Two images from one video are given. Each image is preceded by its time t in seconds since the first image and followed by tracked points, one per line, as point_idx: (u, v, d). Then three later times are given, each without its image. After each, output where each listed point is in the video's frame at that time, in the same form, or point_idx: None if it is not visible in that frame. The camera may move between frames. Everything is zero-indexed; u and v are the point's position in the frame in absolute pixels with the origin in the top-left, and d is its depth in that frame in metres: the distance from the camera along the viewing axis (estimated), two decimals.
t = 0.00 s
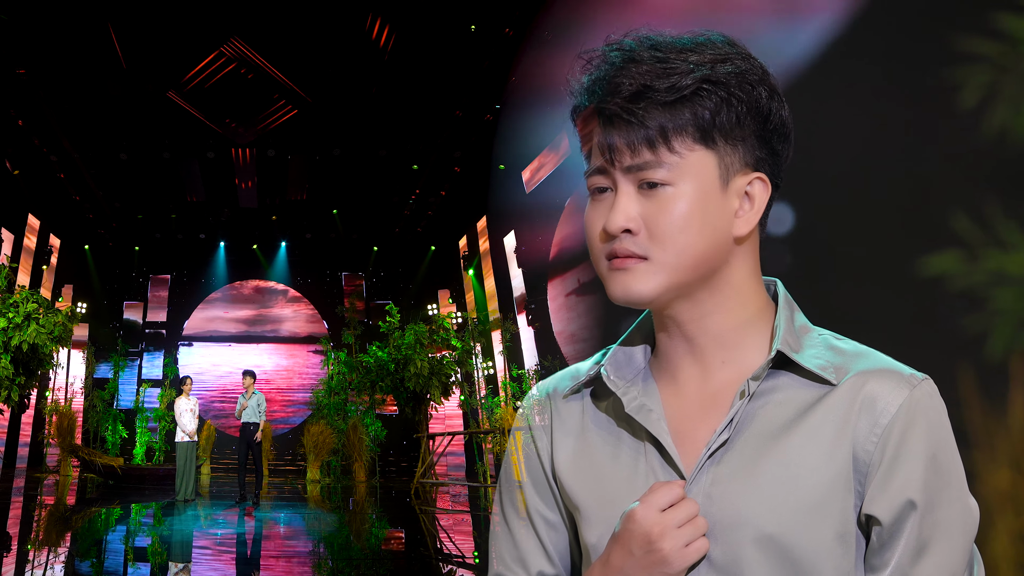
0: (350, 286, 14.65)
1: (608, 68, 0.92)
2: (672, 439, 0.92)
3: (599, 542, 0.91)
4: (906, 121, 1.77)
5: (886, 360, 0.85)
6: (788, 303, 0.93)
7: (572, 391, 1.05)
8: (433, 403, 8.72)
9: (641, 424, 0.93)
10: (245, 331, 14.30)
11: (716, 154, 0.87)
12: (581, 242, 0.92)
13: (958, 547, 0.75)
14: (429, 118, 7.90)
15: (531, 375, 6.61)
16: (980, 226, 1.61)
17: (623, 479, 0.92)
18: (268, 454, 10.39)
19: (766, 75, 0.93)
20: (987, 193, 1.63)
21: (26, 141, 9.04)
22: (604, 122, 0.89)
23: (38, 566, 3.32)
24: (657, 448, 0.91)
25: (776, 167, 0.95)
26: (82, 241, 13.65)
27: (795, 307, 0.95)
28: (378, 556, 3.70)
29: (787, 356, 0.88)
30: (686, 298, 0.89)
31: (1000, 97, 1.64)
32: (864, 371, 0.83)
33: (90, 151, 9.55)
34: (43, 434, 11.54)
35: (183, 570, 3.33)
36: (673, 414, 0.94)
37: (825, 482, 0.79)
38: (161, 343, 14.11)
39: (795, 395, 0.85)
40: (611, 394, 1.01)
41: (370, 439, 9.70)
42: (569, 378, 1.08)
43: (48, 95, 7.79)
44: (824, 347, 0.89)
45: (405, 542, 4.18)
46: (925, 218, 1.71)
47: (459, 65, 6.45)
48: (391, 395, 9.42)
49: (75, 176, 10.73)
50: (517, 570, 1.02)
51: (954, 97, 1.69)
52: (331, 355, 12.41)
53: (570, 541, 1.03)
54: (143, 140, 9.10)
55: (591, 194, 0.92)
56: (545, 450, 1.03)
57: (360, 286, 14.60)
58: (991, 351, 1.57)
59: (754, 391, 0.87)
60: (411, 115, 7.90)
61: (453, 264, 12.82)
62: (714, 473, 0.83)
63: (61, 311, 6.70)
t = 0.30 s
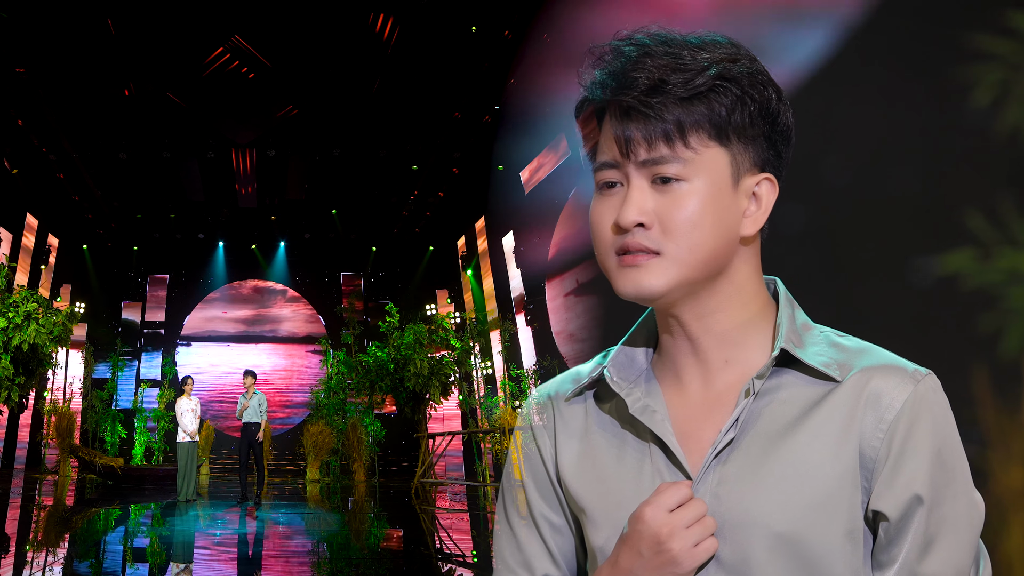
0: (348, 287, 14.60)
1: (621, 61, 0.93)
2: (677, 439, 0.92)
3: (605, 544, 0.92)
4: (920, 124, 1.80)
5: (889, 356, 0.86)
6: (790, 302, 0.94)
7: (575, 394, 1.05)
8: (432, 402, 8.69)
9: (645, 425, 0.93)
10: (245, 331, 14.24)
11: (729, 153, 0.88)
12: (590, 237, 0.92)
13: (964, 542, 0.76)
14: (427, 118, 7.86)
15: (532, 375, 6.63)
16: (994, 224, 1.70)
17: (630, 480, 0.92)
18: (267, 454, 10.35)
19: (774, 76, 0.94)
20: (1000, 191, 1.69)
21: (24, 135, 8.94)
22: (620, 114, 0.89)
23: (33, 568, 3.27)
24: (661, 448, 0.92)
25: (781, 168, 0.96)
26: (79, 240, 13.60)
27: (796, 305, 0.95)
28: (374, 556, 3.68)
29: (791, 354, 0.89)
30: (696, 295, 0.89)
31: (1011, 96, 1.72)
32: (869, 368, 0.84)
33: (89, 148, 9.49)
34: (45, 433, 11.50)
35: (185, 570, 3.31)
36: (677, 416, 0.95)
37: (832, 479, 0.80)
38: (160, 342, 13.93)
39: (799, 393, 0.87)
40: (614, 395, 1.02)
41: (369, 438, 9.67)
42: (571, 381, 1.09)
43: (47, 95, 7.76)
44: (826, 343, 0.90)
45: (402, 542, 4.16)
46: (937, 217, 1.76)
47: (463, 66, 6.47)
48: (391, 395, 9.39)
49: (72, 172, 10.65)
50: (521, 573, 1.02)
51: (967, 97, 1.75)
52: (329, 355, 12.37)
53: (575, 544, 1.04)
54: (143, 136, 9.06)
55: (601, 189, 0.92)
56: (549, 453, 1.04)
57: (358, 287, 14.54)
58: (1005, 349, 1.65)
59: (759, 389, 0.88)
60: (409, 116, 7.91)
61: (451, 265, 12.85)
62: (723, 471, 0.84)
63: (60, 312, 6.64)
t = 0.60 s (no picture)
0: (346, 286, 14.55)
1: (628, 56, 0.94)
2: (674, 440, 0.93)
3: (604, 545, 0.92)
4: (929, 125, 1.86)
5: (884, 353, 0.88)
6: (783, 300, 0.95)
7: (570, 395, 1.05)
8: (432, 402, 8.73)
9: (642, 425, 0.94)
10: (243, 331, 14.27)
11: (733, 151, 0.89)
12: (593, 232, 0.92)
13: (962, 537, 0.78)
14: (426, 117, 7.83)
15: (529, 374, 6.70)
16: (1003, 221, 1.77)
17: (628, 480, 0.93)
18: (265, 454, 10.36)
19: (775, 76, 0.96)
20: (1007, 189, 1.76)
21: (23, 135, 8.87)
22: (627, 108, 0.90)
23: (32, 569, 3.24)
24: (659, 448, 0.92)
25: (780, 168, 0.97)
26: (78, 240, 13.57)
27: (789, 303, 0.97)
28: (373, 555, 3.68)
29: (788, 351, 0.90)
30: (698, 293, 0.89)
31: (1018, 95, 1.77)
32: (865, 364, 0.85)
33: (90, 148, 9.48)
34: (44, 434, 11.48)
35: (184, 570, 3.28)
36: (673, 414, 0.96)
37: (833, 475, 0.81)
38: (158, 342, 13.99)
39: (797, 391, 0.88)
40: (609, 396, 1.02)
41: (368, 439, 9.67)
42: (565, 383, 1.09)
43: (47, 94, 7.72)
44: (822, 341, 0.91)
45: (399, 542, 4.15)
46: (944, 214, 1.83)
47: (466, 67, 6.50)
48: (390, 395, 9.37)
49: (72, 173, 10.60)
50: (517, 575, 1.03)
51: (975, 95, 1.81)
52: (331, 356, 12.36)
53: (570, 545, 1.04)
54: (143, 136, 9.05)
55: (603, 184, 0.92)
56: (545, 455, 1.04)
57: (356, 287, 14.51)
58: (1012, 347, 1.71)
59: (757, 388, 0.89)
60: (405, 116, 7.92)
61: (450, 266, 12.88)
62: (723, 469, 0.85)
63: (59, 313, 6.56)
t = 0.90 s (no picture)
0: (345, 286, 14.44)
1: (634, 50, 0.95)
2: (673, 441, 0.93)
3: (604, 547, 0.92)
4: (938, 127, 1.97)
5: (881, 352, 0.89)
6: (779, 300, 0.96)
7: (566, 397, 1.06)
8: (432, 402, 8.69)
9: (641, 425, 0.94)
10: (241, 332, 14.17)
11: (738, 149, 0.90)
12: (596, 227, 0.92)
13: (960, 535, 0.79)
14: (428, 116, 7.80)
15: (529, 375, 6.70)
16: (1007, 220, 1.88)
17: (627, 482, 0.93)
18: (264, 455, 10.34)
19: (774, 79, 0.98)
20: (1010, 187, 1.88)
21: (22, 133, 8.83)
22: (635, 101, 0.91)
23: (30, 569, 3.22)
24: (658, 449, 0.93)
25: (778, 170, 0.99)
26: (76, 240, 13.60)
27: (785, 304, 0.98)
28: (372, 556, 3.67)
29: (786, 350, 0.91)
30: (700, 290, 0.90)
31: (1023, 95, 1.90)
32: (864, 362, 0.86)
33: (91, 150, 9.49)
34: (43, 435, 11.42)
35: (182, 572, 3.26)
36: (671, 415, 0.96)
37: (834, 473, 0.81)
38: (156, 342, 14.02)
39: (796, 389, 0.88)
40: (607, 398, 1.03)
41: (368, 439, 9.62)
42: (561, 385, 1.09)
43: (48, 93, 7.69)
44: (819, 339, 0.92)
45: (396, 542, 4.13)
46: (951, 213, 1.93)
47: (472, 67, 6.48)
48: (389, 395, 9.32)
49: (71, 174, 10.60)
50: None
51: (982, 94, 1.93)
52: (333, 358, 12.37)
53: (568, 547, 1.05)
54: (144, 137, 9.03)
55: (606, 178, 0.93)
56: (543, 459, 1.04)
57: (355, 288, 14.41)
58: (1017, 345, 1.81)
59: (756, 387, 0.90)
60: (404, 115, 7.89)
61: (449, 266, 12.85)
62: (724, 469, 0.85)
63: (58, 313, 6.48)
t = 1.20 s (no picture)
0: (343, 287, 14.36)
1: (637, 47, 0.96)
2: (677, 441, 0.94)
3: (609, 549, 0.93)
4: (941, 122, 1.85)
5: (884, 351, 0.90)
6: (780, 300, 0.97)
7: (567, 399, 1.06)
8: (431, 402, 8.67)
9: (644, 426, 0.95)
10: (241, 332, 14.11)
11: (741, 148, 0.91)
12: (600, 224, 0.92)
13: (964, 533, 0.80)
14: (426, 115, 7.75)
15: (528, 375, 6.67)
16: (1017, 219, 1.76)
17: (631, 485, 0.93)
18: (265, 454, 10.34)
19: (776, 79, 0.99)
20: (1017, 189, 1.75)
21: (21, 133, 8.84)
22: (641, 98, 0.92)
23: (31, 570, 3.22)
24: (661, 450, 0.93)
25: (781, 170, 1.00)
26: (75, 240, 13.62)
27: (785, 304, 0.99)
28: (372, 556, 3.65)
29: (789, 349, 0.92)
30: (705, 289, 0.91)
31: None
32: (868, 362, 0.87)
33: (92, 151, 9.53)
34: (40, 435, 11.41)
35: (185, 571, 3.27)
36: (674, 415, 0.97)
37: (840, 472, 0.82)
38: (154, 342, 13.83)
39: (800, 387, 0.90)
40: (609, 398, 1.03)
41: (367, 440, 9.57)
42: (562, 388, 1.10)
43: (47, 92, 7.70)
44: (820, 338, 0.94)
45: (396, 543, 4.10)
46: (958, 213, 1.82)
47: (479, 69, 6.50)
48: (388, 395, 9.29)
49: (71, 176, 10.63)
50: None
51: (990, 93, 1.79)
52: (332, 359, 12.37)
53: (571, 550, 1.05)
54: (144, 139, 9.06)
55: (609, 175, 0.93)
56: (544, 462, 1.04)
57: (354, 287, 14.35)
58: None
59: (760, 387, 0.91)
60: (403, 115, 7.85)
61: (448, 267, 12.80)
62: (729, 469, 0.86)
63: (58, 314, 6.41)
